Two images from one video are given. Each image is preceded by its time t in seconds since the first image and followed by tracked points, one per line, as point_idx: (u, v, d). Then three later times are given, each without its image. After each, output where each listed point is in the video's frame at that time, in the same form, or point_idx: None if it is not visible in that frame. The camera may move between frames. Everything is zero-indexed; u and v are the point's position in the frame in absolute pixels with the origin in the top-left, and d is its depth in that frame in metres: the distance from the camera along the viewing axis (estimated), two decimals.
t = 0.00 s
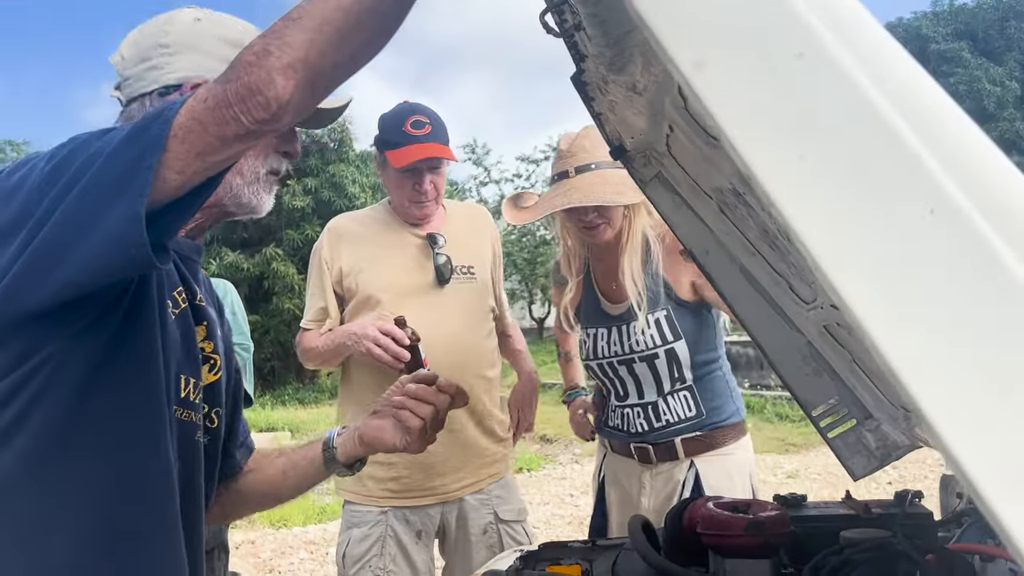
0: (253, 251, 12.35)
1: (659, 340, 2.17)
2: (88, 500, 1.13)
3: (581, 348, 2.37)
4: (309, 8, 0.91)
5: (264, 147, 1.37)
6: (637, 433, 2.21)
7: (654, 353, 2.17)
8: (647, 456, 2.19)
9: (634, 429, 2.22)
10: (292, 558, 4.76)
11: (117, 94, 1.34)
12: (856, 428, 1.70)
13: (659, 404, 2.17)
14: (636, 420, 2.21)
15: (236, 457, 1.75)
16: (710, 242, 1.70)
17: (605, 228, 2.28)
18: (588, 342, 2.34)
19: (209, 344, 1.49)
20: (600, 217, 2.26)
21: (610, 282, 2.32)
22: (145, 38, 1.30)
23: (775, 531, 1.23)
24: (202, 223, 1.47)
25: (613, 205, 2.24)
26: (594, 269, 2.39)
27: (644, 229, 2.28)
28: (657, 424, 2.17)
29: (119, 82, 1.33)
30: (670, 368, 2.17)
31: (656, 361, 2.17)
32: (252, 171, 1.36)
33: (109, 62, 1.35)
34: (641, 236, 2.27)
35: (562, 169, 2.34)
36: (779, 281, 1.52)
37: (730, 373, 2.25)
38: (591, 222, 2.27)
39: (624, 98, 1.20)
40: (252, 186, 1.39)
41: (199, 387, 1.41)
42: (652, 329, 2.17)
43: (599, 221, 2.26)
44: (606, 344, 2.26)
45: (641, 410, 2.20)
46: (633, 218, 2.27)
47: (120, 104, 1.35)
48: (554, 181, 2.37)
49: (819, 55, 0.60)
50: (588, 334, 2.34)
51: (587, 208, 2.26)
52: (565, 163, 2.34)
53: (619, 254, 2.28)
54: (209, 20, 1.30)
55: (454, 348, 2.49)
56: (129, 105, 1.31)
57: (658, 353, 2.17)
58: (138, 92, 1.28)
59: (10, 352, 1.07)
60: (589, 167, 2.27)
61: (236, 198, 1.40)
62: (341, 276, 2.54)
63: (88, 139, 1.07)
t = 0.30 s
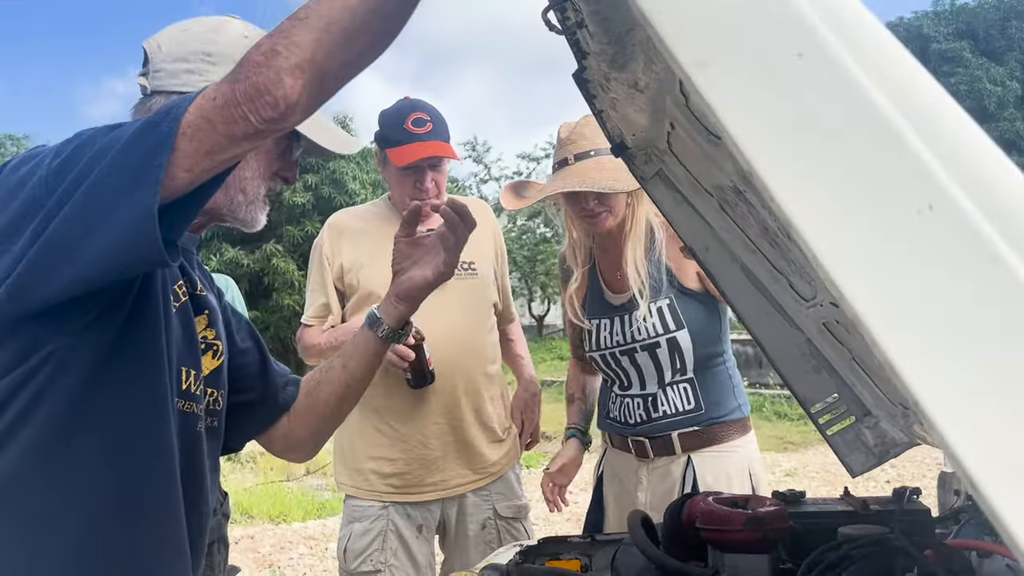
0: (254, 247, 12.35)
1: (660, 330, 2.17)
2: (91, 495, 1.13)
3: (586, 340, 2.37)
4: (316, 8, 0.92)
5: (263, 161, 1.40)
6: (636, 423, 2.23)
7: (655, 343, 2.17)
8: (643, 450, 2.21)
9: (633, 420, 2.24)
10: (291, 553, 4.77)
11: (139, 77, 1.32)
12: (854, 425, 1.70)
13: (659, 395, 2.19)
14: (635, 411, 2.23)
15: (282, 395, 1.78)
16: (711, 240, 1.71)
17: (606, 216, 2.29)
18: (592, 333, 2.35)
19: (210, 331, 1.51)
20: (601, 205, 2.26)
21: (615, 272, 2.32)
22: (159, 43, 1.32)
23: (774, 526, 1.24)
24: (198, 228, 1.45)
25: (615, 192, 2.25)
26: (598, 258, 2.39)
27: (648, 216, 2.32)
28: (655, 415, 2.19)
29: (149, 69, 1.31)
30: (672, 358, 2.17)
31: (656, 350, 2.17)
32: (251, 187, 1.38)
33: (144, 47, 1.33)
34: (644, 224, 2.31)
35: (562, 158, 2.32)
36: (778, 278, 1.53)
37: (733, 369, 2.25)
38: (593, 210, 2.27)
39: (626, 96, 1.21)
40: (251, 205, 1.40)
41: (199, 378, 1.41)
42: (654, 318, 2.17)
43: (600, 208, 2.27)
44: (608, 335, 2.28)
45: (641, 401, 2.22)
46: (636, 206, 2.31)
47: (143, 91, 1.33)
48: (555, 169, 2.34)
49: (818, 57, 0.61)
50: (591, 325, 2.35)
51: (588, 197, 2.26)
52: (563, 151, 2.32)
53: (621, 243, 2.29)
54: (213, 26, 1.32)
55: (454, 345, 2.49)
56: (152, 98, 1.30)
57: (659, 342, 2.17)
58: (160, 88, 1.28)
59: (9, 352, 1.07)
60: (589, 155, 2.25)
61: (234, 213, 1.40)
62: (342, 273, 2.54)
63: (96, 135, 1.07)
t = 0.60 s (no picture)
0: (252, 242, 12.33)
1: (671, 329, 2.15)
2: (90, 490, 1.13)
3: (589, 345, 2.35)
4: None
5: (269, 159, 1.37)
6: (643, 423, 2.21)
7: (666, 343, 2.16)
8: (650, 450, 2.19)
9: (640, 419, 2.21)
10: (288, 549, 4.77)
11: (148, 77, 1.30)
12: (851, 423, 1.70)
13: (669, 394, 2.17)
14: (642, 410, 2.21)
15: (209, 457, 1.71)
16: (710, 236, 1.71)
17: (606, 211, 2.28)
18: (597, 336, 2.32)
19: (207, 336, 1.50)
20: (600, 199, 2.25)
21: (616, 276, 2.31)
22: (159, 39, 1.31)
23: (769, 525, 1.24)
24: (200, 229, 1.43)
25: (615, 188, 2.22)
26: (598, 258, 2.37)
27: (648, 213, 2.33)
28: (663, 414, 2.17)
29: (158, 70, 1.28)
30: (683, 359, 2.16)
31: (668, 352, 2.16)
32: (252, 184, 1.35)
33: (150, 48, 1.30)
34: (645, 221, 2.32)
35: (557, 153, 2.31)
36: (776, 275, 1.53)
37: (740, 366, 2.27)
38: (591, 205, 2.26)
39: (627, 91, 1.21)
40: (255, 206, 1.38)
41: (199, 377, 1.41)
42: (663, 318, 2.16)
43: (599, 203, 2.26)
44: (615, 338, 2.25)
45: (651, 401, 2.19)
46: (635, 204, 2.31)
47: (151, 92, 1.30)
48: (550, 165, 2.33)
49: (822, 50, 0.61)
50: (596, 329, 2.32)
51: (586, 191, 2.26)
52: (559, 147, 2.31)
53: (624, 240, 2.30)
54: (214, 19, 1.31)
55: (451, 341, 2.49)
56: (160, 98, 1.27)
57: (670, 343, 2.16)
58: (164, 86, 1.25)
59: (9, 346, 1.07)
60: (585, 148, 2.25)
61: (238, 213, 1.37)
62: (340, 268, 2.54)
63: (99, 129, 1.06)
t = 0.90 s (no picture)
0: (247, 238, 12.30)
1: (674, 325, 2.11)
2: (93, 490, 1.12)
3: (590, 351, 2.30)
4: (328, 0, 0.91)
5: (260, 160, 1.36)
6: (652, 422, 2.16)
7: (672, 339, 2.12)
8: (660, 453, 2.15)
9: (650, 418, 2.16)
10: (282, 546, 4.76)
11: (149, 64, 1.28)
12: (847, 421, 1.70)
13: (678, 392, 2.13)
14: (653, 409, 2.16)
15: (248, 399, 1.69)
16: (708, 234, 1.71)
17: (587, 214, 2.26)
18: (598, 342, 2.26)
19: (202, 326, 1.49)
20: (577, 200, 2.25)
21: (609, 278, 2.26)
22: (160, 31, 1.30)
23: (767, 523, 1.24)
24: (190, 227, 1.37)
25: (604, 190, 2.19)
26: (589, 264, 2.34)
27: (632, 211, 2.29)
28: (673, 413, 2.13)
29: (159, 60, 1.26)
30: (689, 352, 2.13)
31: (674, 347, 2.12)
32: (245, 183, 1.35)
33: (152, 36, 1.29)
34: (631, 219, 2.28)
35: (532, 162, 2.30)
36: (775, 275, 1.53)
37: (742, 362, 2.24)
38: (572, 208, 2.26)
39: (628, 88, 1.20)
40: (246, 205, 1.37)
41: (193, 372, 1.39)
42: (664, 315, 2.12)
43: (579, 205, 2.25)
44: (618, 340, 2.19)
45: (660, 400, 2.15)
46: (618, 204, 2.29)
47: (150, 81, 1.29)
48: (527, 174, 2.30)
49: (826, 45, 0.60)
50: (596, 335, 2.26)
51: (563, 194, 2.26)
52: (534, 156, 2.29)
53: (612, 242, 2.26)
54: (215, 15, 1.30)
55: (448, 338, 2.49)
56: (161, 90, 1.26)
57: (674, 338, 2.12)
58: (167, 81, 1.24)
59: (13, 346, 1.04)
60: (559, 153, 2.20)
61: (228, 210, 1.34)
62: (336, 264, 2.53)
63: (104, 127, 1.04)
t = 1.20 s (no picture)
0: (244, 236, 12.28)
1: (657, 327, 2.07)
2: (90, 488, 1.11)
3: (573, 355, 2.26)
4: None
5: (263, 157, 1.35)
6: (644, 426, 2.12)
7: (655, 341, 2.08)
8: (652, 455, 2.10)
9: (642, 423, 2.13)
10: (278, 545, 4.75)
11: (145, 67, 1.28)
12: (844, 425, 1.70)
13: (666, 394, 2.09)
14: (643, 413, 2.12)
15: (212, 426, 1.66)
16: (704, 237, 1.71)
17: (564, 220, 2.23)
18: (581, 345, 2.22)
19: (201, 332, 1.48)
20: (553, 206, 2.22)
21: (592, 283, 2.22)
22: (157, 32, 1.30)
23: (764, 527, 1.23)
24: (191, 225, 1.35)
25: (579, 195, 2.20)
26: (571, 269, 2.31)
27: (609, 216, 2.26)
28: (664, 416, 2.09)
29: (154, 62, 1.26)
30: (673, 353, 2.08)
31: (657, 349, 2.08)
32: (248, 179, 1.34)
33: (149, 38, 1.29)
34: (608, 223, 2.25)
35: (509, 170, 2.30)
36: (772, 278, 1.53)
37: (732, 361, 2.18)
38: (549, 214, 2.23)
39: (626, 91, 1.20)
40: (245, 202, 1.36)
41: (193, 374, 1.39)
42: (646, 317, 2.08)
43: (555, 211, 2.22)
44: (601, 343, 2.15)
45: (650, 403, 2.10)
46: (596, 209, 2.26)
47: (147, 83, 1.28)
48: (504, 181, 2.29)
49: (829, 51, 0.60)
50: (579, 339, 2.22)
51: (539, 200, 2.23)
52: (511, 163, 2.30)
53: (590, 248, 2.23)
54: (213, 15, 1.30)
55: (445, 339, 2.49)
56: (159, 92, 1.25)
57: (658, 340, 2.07)
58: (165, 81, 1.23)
59: (8, 344, 1.04)
60: (534, 159, 2.21)
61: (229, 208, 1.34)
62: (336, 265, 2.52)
63: (99, 126, 1.03)
